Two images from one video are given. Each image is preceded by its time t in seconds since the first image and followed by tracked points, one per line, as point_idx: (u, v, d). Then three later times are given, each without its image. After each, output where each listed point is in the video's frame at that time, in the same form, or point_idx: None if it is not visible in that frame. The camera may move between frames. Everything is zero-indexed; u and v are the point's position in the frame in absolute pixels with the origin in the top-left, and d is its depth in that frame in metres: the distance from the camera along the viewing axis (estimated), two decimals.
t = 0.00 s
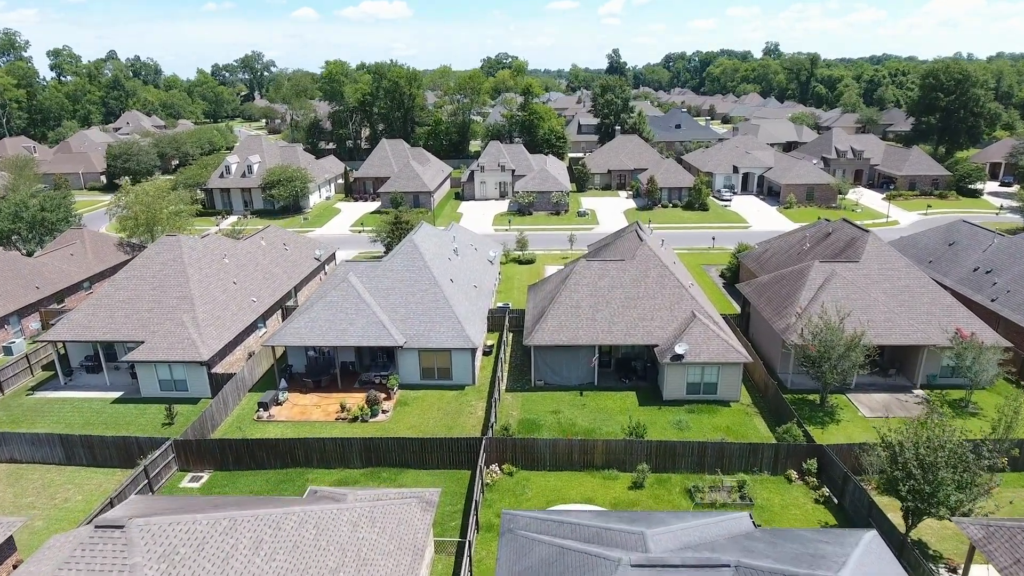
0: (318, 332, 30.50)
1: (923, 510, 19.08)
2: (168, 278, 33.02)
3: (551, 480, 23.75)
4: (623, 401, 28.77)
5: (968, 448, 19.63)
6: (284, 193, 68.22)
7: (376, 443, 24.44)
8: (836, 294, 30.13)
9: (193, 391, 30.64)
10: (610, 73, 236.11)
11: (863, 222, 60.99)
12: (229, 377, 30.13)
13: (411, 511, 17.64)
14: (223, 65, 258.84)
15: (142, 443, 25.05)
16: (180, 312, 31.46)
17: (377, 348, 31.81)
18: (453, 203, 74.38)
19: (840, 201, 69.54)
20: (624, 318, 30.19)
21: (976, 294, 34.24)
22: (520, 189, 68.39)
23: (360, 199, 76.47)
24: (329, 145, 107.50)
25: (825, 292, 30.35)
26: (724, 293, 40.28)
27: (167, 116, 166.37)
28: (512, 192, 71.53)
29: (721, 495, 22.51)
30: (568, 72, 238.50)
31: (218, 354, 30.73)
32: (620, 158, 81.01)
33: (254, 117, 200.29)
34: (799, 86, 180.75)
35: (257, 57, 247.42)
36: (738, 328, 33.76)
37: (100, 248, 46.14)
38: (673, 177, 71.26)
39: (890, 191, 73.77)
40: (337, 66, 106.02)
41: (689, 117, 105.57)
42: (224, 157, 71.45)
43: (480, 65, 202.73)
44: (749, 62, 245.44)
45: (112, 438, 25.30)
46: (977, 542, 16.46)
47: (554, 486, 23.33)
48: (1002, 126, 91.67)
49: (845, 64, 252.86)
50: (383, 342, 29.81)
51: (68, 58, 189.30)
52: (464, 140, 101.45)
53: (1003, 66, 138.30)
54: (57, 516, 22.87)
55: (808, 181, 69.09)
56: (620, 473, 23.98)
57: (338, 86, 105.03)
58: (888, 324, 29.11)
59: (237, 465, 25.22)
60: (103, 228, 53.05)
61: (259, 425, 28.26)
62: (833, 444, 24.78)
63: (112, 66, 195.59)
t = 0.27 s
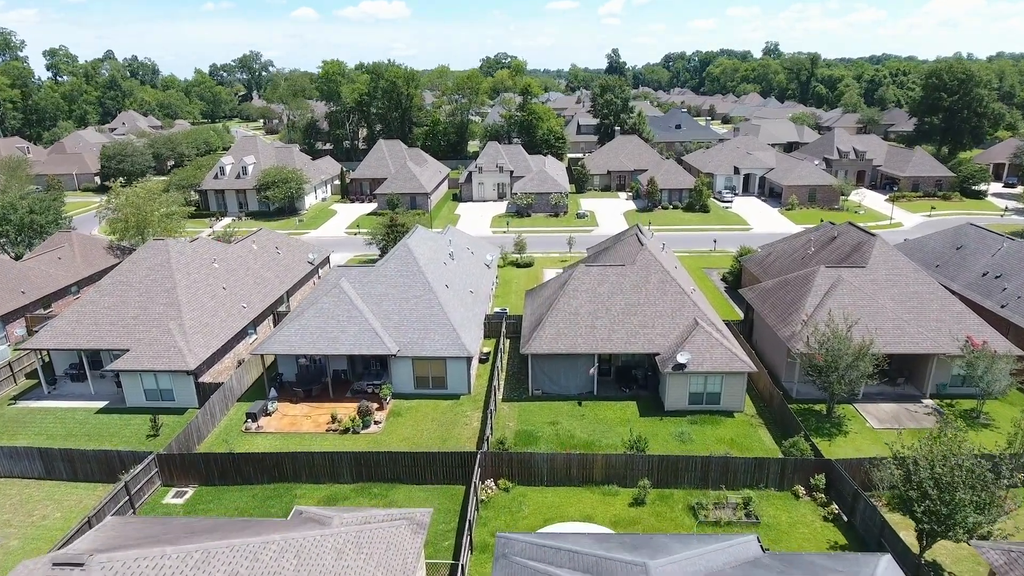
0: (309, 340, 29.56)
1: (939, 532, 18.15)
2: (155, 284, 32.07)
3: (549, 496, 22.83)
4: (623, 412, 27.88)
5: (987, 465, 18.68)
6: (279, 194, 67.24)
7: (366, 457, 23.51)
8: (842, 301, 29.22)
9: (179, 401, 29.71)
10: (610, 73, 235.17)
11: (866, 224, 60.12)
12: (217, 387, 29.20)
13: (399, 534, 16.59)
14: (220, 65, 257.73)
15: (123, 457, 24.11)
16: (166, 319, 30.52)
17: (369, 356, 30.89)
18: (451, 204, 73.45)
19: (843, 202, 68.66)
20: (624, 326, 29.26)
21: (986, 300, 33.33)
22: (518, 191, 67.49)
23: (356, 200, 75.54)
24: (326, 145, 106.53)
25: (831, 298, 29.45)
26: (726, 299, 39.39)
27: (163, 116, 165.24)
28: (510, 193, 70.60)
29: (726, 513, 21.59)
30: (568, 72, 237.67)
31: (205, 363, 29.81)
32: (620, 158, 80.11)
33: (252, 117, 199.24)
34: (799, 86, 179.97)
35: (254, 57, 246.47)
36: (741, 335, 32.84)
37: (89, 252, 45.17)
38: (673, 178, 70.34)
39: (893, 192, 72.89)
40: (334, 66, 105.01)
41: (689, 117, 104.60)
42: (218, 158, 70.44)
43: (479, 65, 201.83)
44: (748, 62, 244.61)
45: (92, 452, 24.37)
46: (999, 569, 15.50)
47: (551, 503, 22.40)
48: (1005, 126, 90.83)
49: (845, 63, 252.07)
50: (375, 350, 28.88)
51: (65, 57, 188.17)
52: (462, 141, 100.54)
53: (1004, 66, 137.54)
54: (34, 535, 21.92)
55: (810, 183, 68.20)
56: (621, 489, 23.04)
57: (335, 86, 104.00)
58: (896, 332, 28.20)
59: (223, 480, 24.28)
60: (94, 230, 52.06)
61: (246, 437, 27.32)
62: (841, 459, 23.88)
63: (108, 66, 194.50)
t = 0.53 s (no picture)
0: (299, 348, 28.62)
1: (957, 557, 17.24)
2: (140, 291, 31.12)
3: (546, 514, 21.90)
4: (623, 423, 26.96)
5: (1007, 485, 17.80)
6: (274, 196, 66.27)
7: (356, 473, 22.57)
8: (849, 308, 28.32)
9: (165, 412, 28.76)
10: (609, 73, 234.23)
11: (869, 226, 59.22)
12: (204, 397, 28.26)
13: (387, 561, 15.60)
14: (218, 65, 256.69)
15: (103, 472, 23.16)
16: (152, 328, 29.58)
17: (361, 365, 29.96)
18: (448, 206, 72.53)
19: (846, 204, 67.76)
20: (625, 334, 28.34)
21: (996, 306, 32.40)
22: (516, 192, 66.56)
23: (352, 202, 74.60)
24: (323, 146, 105.56)
25: (838, 305, 28.55)
26: (728, 304, 38.49)
27: (160, 116, 164.17)
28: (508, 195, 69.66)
29: (731, 532, 20.68)
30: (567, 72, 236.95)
31: (192, 373, 28.87)
32: (619, 159, 79.20)
33: (249, 117, 198.22)
34: (799, 86, 179.16)
35: (252, 57, 245.59)
36: (744, 342, 31.93)
37: (77, 256, 44.20)
38: (674, 179, 69.44)
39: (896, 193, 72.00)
40: (331, 66, 104.04)
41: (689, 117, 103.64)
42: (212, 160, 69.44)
43: (477, 65, 200.95)
44: (748, 62, 243.83)
45: (72, 468, 23.40)
46: None
47: (549, 521, 21.47)
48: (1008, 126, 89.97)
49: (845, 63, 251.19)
50: (367, 359, 27.96)
51: (61, 58, 187.13)
52: (460, 141, 99.63)
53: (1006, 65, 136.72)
54: (8, 556, 20.97)
55: (812, 184, 67.30)
56: (621, 506, 22.12)
57: (331, 86, 103.03)
58: (906, 340, 27.28)
59: (208, 496, 23.33)
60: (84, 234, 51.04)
61: (233, 450, 26.38)
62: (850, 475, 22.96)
63: (105, 66, 193.45)
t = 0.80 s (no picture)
0: (286, 359, 27.50)
1: None
2: (123, 299, 30.00)
3: (543, 537, 20.80)
4: (624, 438, 25.90)
5: None
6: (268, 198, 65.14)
7: (344, 493, 21.46)
8: (859, 317, 27.25)
9: (148, 426, 27.64)
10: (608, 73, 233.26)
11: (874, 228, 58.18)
12: (188, 410, 27.13)
13: None
14: (216, 65, 255.58)
15: (78, 492, 22.02)
16: (135, 337, 28.46)
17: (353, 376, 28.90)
18: (445, 208, 71.46)
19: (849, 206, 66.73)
20: (625, 345, 27.27)
21: (1009, 314, 31.33)
22: (515, 194, 65.45)
23: (348, 203, 73.51)
24: (320, 147, 104.43)
25: (847, 313, 27.48)
26: (732, 310, 37.46)
27: (156, 116, 163.05)
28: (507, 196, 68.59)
29: (738, 557, 19.57)
30: (566, 72, 236.14)
31: (176, 385, 27.76)
32: (619, 160, 78.13)
33: (247, 117, 197.18)
34: (799, 86, 178.24)
35: (250, 57, 244.53)
36: (749, 351, 30.86)
37: (63, 260, 43.08)
38: (674, 181, 68.36)
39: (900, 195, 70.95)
40: (327, 66, 102.94)
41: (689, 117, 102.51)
42: (206, 161, 68.28)
43: (476, 65, 199.92)
44: (748, 62, 242.88)
45: (46, 487, 22.27)
46: None
47: (547, 545, 20.39)
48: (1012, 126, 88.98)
49: (845, 63, 250.35)
50: (358, 371, 26.87)
51: (57, 57, 186.03)
52: (458, 142, 98.57)
53: (1008, 65, 135.83)
54: None
55: (815, 185, 66.26)
56: (622, 529, 21.03)
57: (328, 86, 101.90)
58: (919, 351, 26.18)
59: (189, 517, 22.21)
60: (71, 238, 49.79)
61: (217, 466, 25.28)
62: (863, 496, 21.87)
63: (101, 66, 192.44)
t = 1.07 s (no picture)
0: (275, 369, 26.55)
1: None
2: (108, 306, 29.04)
3: (541, 559, 19.86)
4: (625, 451, 24.97)
5: None
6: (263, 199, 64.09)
7: (332, 512, 20.52)
8: (868, 325, 26.33)
9: (132, 439, 26.68)
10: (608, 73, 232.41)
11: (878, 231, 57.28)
12: (173, 423, 26.18)
13: None
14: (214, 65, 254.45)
15: (54, 511, 21.06)
16: (119, 346, 27.50)
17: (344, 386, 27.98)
18: (443, 210, 70.53)
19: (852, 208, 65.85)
20: (626, 354, 26.34)
21: (1021, 321, 30.42)
22: (513, 196, 64.48)
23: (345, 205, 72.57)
24: (316, 147, 103.39)
25: (856, 322, 26.56)
26: (735, 316, 36.58)
27: (153, 116, 161.97)
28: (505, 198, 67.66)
29: None
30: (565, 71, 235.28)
31: (161, 396, 26.80)
32: (619, 161, 77.20)
33: (245, 117, 196.17)
34: (800, 86, 177.45)
35: (248, 57, 243.51)
36: (754, 360, 29.96)
37: (50, 265, 42.08)
38: (675, 182, 67.45)
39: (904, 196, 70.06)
40: (324, 66, 101.94)
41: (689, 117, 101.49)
42: (199, 162, 67.26)
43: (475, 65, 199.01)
44: (747, 62, 242.12)
45: (21, 506, 21.31)
46: None
47: (544, 567, 19.45)
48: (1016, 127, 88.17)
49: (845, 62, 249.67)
50: (349, 382, 25.94)
51: (54, 57, 184.93)
52: (456, 142, 97.61)
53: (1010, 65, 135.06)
54: None
55: (818, 187, 65.36)
56: (623, 550, 20.10)
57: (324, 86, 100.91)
58: (930, 361, 25.25)
59: (171, 536, 21.27)
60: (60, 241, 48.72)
61: (202, 482, 24.34)
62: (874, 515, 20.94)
63: (98, 66, 191.32)
